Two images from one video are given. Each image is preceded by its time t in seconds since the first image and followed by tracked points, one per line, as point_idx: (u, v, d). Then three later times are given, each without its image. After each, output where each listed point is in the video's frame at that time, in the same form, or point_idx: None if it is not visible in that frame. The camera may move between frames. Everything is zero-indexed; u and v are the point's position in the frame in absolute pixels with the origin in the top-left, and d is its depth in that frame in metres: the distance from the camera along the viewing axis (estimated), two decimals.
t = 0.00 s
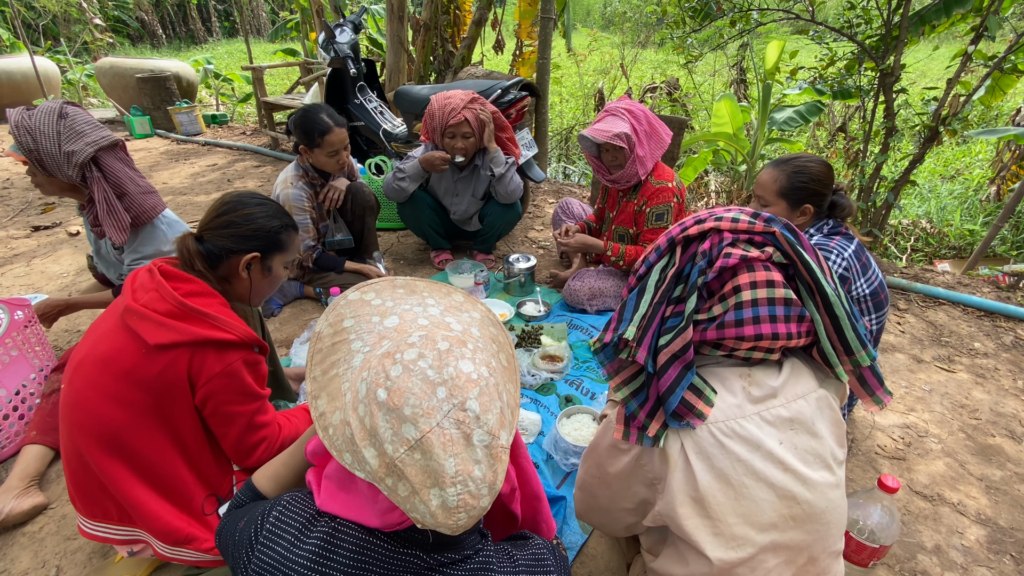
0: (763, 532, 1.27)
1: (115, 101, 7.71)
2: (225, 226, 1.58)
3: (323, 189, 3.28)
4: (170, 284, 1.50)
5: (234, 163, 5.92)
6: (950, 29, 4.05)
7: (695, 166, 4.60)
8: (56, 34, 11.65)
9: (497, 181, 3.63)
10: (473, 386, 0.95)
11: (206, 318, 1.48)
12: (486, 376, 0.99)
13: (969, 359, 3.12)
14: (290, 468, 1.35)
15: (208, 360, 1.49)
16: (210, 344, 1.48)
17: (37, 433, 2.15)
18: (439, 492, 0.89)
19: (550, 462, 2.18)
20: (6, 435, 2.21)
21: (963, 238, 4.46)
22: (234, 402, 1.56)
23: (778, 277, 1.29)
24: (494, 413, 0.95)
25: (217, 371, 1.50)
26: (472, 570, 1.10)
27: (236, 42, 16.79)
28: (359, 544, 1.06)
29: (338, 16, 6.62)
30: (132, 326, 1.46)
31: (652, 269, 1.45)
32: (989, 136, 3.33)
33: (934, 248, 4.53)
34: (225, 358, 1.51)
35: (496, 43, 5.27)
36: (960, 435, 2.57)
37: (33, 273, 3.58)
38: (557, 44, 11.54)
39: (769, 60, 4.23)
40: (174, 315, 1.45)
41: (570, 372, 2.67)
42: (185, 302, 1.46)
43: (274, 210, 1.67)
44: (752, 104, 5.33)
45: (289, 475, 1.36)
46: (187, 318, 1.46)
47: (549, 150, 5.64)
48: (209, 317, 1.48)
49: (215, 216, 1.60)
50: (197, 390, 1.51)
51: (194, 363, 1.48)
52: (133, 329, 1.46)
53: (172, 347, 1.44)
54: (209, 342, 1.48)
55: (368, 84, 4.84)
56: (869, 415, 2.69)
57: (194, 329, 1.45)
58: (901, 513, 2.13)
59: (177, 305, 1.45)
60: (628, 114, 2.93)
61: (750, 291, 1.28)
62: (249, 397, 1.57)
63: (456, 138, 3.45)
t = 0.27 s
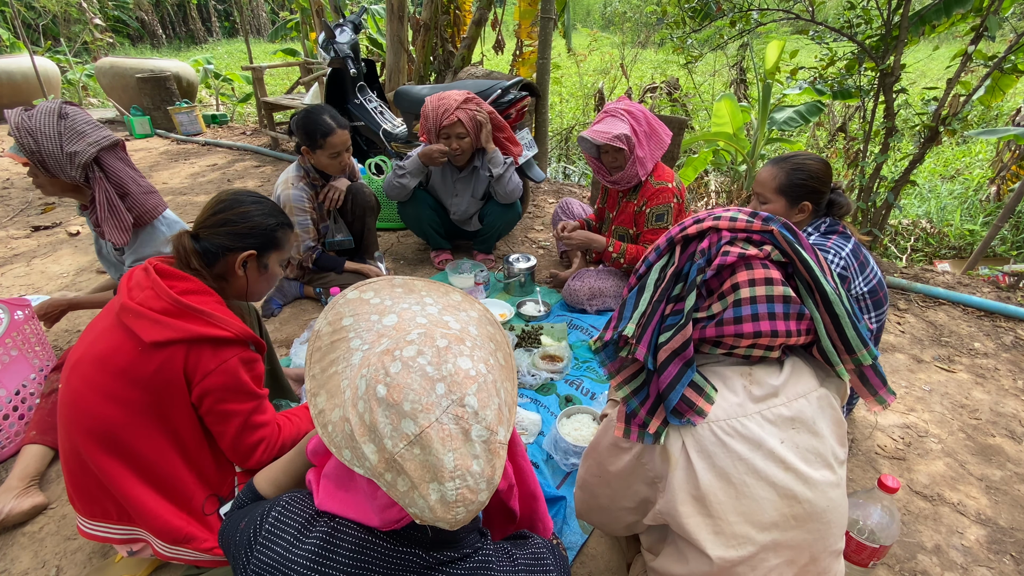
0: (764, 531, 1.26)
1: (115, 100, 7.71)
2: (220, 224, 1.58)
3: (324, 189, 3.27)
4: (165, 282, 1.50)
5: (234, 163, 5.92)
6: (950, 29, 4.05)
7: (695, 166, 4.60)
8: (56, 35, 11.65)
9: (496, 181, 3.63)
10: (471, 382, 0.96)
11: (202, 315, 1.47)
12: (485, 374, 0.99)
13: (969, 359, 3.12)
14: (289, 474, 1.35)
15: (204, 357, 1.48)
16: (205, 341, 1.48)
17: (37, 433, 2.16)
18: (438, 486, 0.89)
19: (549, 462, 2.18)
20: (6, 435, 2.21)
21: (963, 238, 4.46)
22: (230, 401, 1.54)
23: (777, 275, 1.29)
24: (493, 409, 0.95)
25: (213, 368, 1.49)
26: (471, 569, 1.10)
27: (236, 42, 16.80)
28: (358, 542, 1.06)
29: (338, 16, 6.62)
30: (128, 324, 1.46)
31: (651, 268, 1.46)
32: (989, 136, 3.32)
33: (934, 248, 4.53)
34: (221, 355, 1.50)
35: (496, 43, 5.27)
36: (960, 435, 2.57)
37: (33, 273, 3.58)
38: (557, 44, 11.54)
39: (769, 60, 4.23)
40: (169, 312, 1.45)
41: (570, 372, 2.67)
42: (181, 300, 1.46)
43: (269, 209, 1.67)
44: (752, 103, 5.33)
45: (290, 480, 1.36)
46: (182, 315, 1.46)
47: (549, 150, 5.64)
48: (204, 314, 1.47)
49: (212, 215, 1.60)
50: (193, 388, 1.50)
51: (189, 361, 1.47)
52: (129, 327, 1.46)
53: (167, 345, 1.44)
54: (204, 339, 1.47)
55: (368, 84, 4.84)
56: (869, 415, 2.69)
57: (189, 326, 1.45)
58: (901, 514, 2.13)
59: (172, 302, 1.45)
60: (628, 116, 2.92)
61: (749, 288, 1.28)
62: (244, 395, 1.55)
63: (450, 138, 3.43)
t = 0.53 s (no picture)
0: (767, 531, 1.26)
1: (115, 100, 7.71)
2: (217, 223, 1.59)
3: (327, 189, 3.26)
4: (162, 281, 1.49)
5: (234, 163, 5.91)
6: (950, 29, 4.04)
7: (695, 166, 4.60)
8: (56, 34, 11.64)
9: (496, 181, 3.63)
10: (467, 363, 1.02)
11: (199, 314, 1.47)
12: (478, 356, 1.05)
13: (969, 359, 3.12)
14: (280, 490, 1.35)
15: (200, 355, 1.48)
16: (203, 340, 1.48)
17: (37, 433, 2.16)
18: (448, 467, 0.93)
19: (549, 462, 2.18)
20: (6, 435, 2.21)
21: (963, 238, 4.46)
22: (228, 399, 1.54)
23: (783, 270, 1.31)
24: (490, 388, 1.02)
25: (209, 366, 1.48)
26: (470, 570, 1.11)
27: (236, 43, 16.80)
28: (357, 547, 1.06)
29: (337, 16, 6.62)
30: (125, 323, 1.46)
31: (655, 268, 1.42)
32: (989, 136, 3.32)
33: (934, 248, 4.53)
34: (217, 353, 1.49)
35: (496, 43, 5.27)
36: (960, 435, 2.57)
37: (33, 273, 3.58)
38: (557, 44, 11.53)
39: (769, 60, 4.23)
40: (165, 311, 1.45)
41: (570, 372, 2.67)
42: (177, 298, 1.46)
43: (261, 205, 1.67)
44: (752, 103, 5.33)
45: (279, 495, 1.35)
46: (178, 314, 1.46)
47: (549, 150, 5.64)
48: (201, 312, 1.47)
49: (208, 214, 1.61)
50: (190, 387, 1.50)
51: (186, 359, 1.47)
52: (126, 325, 1.46)
53: (164, 343, 1.44)
54: (201, 337, 1.47)
55: (369, 84, 4.84)
56: (869, 415, 2.69)
57: (185, 324, 1.45)
58: (901, 513, 2.13)
59: (168, 301, 1.45)
60: (627, 118, 2.93)
61: (759, 283, 1.29)
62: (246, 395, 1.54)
63: (454, 139, 3.43)
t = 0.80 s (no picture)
0: (766, 531, 1.26)
1: (115, 101, 7.71)
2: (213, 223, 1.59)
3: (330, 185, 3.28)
4: (154, 279, 1.47)
5: (234, 163, 5.92)
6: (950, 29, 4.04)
7: (695, 166, 4.60)
8: (56, 35, 11.63)
9: (495, 180, 3.63)
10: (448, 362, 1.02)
11: (190, 312, 1.45)
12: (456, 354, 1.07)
13: (969, 359, 3.12)
14: (245, 520, 1.28)
15: (192, 354, 1.46)
16: (196, 338, 1.46)
17: (37, 433, 2.16)
18: (447, 469, 0.94)
19: (549, 462, 2.18)
20: (6, 435, 2.21)
21: (963, 238, 4.46)
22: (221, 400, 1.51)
23: (777, 267, 1.31)
24: (471, 380, 1.04)
25: (199, 366, 1.45)
26: None
27: (236, 43, 16.80)
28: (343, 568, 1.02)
29: (338, 16, 6.62)
30: (119, 323, 1.45)
31: (652, 271, 1.38)
32: (989, 136, 3.32)
33: (934, 248, 4.53)
34: (207, 352, 1.47)
35: (496, 43, 5.27)
36: (960, 435, 2.57)
37: (33, 273, 3.58)
38: (557, 44, 11.53)
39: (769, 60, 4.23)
40: (156, 310, 1.42)
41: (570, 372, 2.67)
42: (168, 297, 1.43)
43: (256, 204, 1.66)
44: (752, 104, 5.33)
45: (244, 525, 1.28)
46: (169, 312, 1.43)
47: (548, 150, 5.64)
48: (191, 310, 1.45)
49: (205, 214, 1.61)
50: (184, 386, 1.48)
51: (179, 358, 1.45)
52: (119, 325, 1.45)
53: (157, 342, 1.43)
54: (193, 336, 1.44)
55: (369, 84, 4.84)
56: (869, 415, 2.70)
57: (176, 323, 1.43)
58: (901, 513, 2.13)
59: (159, 300, 1.42)
60: (627, 119, 2.93)
61: (757, 281, 1.29)
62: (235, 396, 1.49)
63: (459, 137, 3.42)
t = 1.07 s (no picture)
0: (764, 531, 1.26)
1: (115, 100, 7.71)
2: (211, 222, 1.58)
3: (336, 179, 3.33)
4: (148, 278, 1.46)
5: (234, 163, 5.92)
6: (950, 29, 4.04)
7: (695, 166, 4.60)
8: (56, 34, 11.63)
9: (495, 178, 3.61)
10: (417, 369, 1.00)
11: (183, 310, 1.43)
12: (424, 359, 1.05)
13: (969, 359, 3.12)
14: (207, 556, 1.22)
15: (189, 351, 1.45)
16: (192, 336, 1.45)
17: (37, 433, 2.16)
18: (431, 482, 0.93)
19: (549, 462, 2.18)
20: (6, 435, 2.20)
21: (963, 238, 4.46)
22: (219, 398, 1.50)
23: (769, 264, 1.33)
24: (441, 382, 1.03)
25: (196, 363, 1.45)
26: None
27: (236, 43, 16.81)
28: None
29: (338, 16, 6.62)
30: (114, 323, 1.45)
31: (649, 274, 1.33)
32: (989, 136, 3.32)
33: (934, 248, 4.53)
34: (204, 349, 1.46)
35: (496, 43, 5.27)
36: (960, 435, 2.57)
37: (33, 273, 3.58)
38: (557, 44, 11.54)
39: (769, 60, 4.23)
40: (149, 308, 1.41)
41: (570, 372, 2.67)
42: (161, 295, 1.42)
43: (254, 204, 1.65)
44: (752, 104, 5.33)
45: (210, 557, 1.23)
46: (162, 310, 1.42)
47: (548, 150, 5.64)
48: (184, 308, 1.43)
49: (188, 218, 1.59)
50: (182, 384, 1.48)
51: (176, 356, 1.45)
52: (115, 325, 1.45)
53: (152, 340, 1.42)
54: (189, 334, 1.44)
55: (368, 84, 4.83)
56: (869, 415, 2.70)
57: (171, 321, 1.42)
58: (901, 514, 2.13)
59: (151, 298, 1.41)
60: (626, 121, 2.93)
61: (754, 278, 1.30)
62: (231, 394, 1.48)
63: (462, 135, 3.43)
